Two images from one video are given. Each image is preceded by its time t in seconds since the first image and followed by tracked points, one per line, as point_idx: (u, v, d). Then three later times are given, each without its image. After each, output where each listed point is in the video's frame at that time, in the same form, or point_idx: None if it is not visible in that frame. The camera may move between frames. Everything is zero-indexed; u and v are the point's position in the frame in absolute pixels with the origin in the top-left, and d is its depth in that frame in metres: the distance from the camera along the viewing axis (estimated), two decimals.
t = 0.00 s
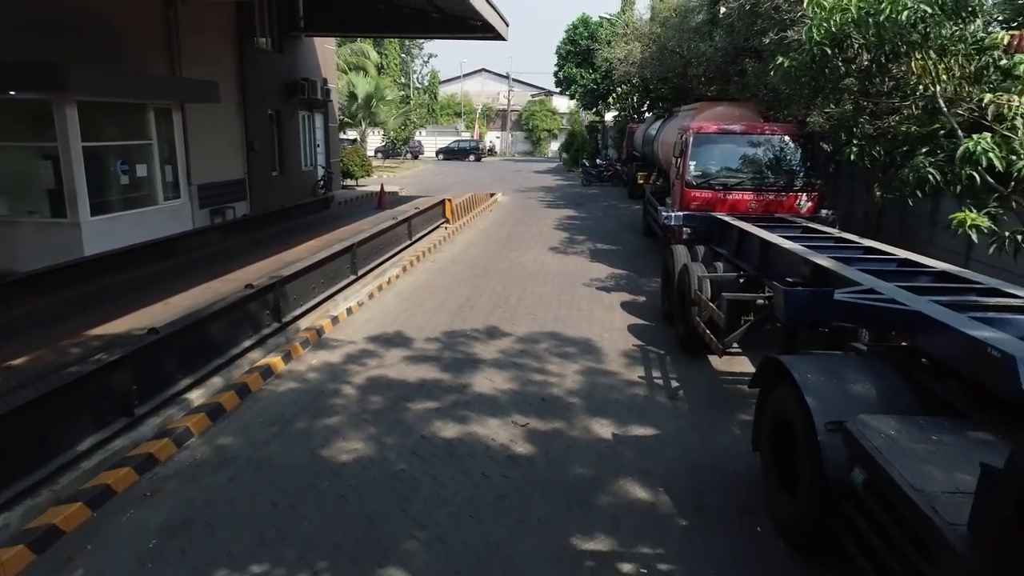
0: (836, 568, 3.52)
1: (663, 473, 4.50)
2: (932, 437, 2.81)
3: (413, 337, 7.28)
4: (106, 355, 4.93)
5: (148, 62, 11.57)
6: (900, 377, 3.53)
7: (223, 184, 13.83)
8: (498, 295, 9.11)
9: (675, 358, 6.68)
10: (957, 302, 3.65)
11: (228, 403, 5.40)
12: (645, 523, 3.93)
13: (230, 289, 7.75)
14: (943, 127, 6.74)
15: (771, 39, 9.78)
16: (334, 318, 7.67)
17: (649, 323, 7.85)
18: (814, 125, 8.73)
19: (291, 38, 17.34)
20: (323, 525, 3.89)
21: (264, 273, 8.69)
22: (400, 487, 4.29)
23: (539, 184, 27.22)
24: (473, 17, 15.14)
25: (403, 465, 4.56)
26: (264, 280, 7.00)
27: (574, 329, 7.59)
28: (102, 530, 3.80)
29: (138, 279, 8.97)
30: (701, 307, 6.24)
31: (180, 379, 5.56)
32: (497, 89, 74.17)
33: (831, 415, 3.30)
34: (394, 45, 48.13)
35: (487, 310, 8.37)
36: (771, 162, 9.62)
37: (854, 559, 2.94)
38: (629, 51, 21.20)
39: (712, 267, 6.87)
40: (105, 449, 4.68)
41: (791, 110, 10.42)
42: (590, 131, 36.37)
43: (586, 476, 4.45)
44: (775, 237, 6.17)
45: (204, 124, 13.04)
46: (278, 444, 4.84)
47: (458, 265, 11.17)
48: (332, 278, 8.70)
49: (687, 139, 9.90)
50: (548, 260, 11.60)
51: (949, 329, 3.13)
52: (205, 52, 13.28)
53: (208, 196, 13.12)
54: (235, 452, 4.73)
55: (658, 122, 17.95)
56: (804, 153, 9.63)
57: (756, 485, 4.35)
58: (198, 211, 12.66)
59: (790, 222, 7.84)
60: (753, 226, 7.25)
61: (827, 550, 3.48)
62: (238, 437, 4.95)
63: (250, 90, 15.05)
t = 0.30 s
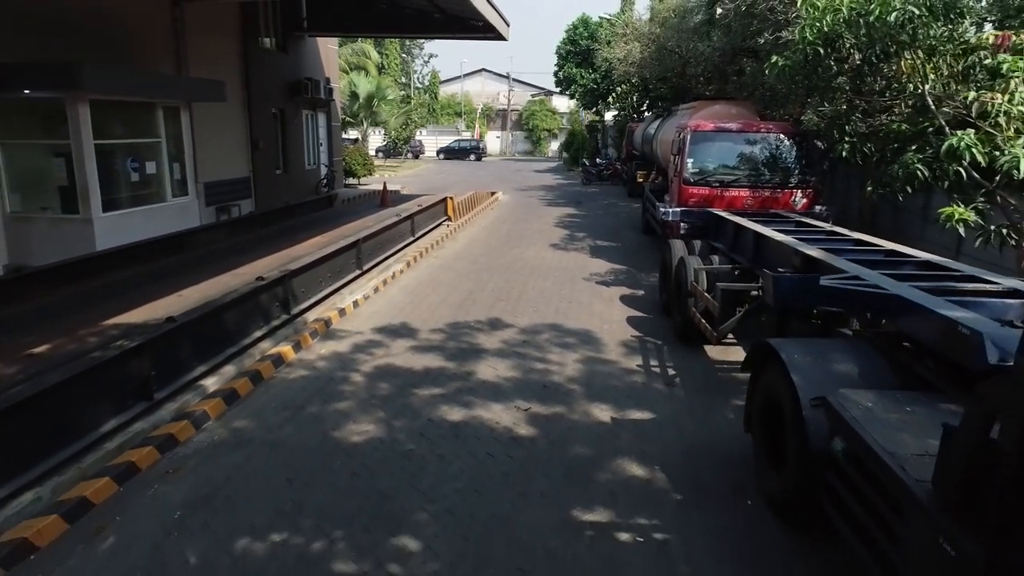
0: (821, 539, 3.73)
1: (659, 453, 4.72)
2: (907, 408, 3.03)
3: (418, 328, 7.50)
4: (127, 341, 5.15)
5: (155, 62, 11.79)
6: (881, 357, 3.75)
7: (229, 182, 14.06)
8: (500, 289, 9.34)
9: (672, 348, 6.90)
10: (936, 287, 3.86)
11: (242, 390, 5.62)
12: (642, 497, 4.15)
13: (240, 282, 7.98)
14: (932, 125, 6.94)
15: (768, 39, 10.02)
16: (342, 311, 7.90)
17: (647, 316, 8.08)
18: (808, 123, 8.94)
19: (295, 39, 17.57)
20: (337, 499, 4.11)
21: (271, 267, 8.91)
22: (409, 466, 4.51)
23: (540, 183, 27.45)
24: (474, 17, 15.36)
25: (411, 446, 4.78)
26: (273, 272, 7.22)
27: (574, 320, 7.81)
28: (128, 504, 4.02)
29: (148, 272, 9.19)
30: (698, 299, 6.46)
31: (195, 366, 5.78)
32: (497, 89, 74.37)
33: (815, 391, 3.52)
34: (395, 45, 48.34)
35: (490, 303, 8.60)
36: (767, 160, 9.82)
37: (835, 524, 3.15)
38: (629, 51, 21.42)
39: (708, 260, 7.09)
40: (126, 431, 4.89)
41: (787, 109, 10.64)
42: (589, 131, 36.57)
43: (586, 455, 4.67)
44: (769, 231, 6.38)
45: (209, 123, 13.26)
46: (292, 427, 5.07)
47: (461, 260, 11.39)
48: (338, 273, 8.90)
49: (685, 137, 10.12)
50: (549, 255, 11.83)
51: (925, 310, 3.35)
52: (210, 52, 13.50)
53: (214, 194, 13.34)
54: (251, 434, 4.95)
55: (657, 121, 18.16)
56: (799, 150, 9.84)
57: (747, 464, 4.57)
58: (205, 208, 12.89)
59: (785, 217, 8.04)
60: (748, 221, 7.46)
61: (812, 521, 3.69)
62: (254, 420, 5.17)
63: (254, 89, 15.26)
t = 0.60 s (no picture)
0: (808, 514, 3.94)
1: (655, 436, 4.94)
2: (886, 385, 3.25)
3: (423, 321, 7.72)
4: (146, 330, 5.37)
5: (164, 62, 12.00)
6: (865, 341, 3.97)
7: (235, 180, 14.28)
8: (502, 284, 9.57)
9: (669, 340, 7.12)
10: (918, 275, 4.08)
11: (255, 377, 5.85)
12: (639, 476, 4.37)
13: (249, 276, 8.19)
14: (922, 123, 7.15)
15: (764, 40, 10.24)
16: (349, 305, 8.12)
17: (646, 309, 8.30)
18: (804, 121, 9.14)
19: (299, 39, 17.79)
20: (349, 477, 4.32)
21: (279, 262, 9.13)
22: (417, 447, 4.73)
23: (540, 182, 27.68)
24: (476, 17, 15.57)
25: (419, 430, 5.00)
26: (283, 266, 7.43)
27: (575, 313, 8.04)
28: (151, 481, 4.23)
29: (158, 268, 9.40)
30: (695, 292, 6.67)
31: (210, 355, 6.00)
32: (497, 89, 74.63)
33: (802, 373, 3.74)
34: (396, 45, 48.58)
35: (492, 297, 8.82)
36: (763, 158, 10.04)
37: (819, 494, 3.35)
38: (629, 51, 21.64)
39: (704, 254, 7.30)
40: (146, 416, 5.11)
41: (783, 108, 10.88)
42: (589, 130, 36.80)
43: (586, 438, 4.90)
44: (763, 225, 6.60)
45: (216, 122, 13.48)
46: (304, 412, 5.29)
47: (463, 257, 11.62)
48: (344, 268, 9.12)
49: (683, 136, 10.33)
50: (549, 252, 12.05)
51: (904, 295, 3.58)
52: (217, 53, 13.73)
53: (220, 192, 13.56)
54: (265, 419, 5.17)
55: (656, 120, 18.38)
56: (794, 148, 10.06)
57: (739, 446, 4.79)
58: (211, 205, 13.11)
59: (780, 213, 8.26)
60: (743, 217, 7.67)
61: (799, 496, 3.89)
62: (267, 406, 5.39)
63: (259, 88, 15.49)
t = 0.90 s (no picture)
0: (797, 495, 4.14)
1: (652, 422, 5.15)
2: (868, 368, 3.47)
3: (427, 315, 7.93)
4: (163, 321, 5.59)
5: (171, 63, 12.21)
6: (851, 329, 4.18)
7: (240, 178, 14.49)
8: (504, 280, 9.78)
9: (667, 333, 7.33)
10: (903, 266, 4.29)
11: (267, 367, 6.06)
12: (637, 458, 4.59)
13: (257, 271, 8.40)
14: (912, 122, 7.38)
15: (760, 41, 10.43)
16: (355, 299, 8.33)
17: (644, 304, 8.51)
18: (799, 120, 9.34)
19: (302, 39, 17.99)
20: (361, 459, 4.53)
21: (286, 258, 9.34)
22: (425, 432, 4.94)
23: (540, 181, 27.90)
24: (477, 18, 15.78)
25: (426, 416, 5.22)
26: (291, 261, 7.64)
27: (575, 307, 8.26)
28: (173, 463, 4.45)
29: (168, 264, 9.62)
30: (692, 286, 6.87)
31: (223, 346, 6.22)
32: (497, 89, 74.89)
33: (791, 358, 3.95)
34: (397, 46, 48.91)
35: (494, 292, 9.04)
36: (759, 157, 10.26)
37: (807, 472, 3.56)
38: (628, 51, 21.86)
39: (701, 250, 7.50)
40: (164, 403, 5.32)
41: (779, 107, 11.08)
42: (589, 130, 37.03)
43: (587, 423, 5.11)
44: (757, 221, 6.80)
45: (220, 121, 13.69)
46: (315, 400, 5.50)
47: (465, 254, 11.82)
48: (349, 264, 9.33)
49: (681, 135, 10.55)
50: (550, 249, 12.27)
51: (887, 285, 3.79)
52: (222, 53, 13.93)
53: (226, 190, 13.77)
54: (278, 406, 5.39)
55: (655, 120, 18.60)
56: (790, 147, 10.27)
57: (733, 431, 5.00)
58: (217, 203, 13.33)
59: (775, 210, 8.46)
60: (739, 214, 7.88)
61: (789, 478, 4.10)
62: (280, 394, 5.61)
63: (263, 88, 15.69)
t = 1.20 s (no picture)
0: (787, 476, 4.35)
1: (650, 410, 5.36)
2: (852, 354, 3.69)
3: (431, 310, 8.14)
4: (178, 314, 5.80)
5: (178, 64, 12.42)
6: (838, 319, 4.40)
7: (245, 178, 14.70)
8: (506, 277, 10.00)
9: (665, 327, 7.54)
10: (888, 260, 4.50)
11: (278, 359, 6.28)
12: (635, 444, 4.80)
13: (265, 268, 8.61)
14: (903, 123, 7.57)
15: (756, 42, 10.63)
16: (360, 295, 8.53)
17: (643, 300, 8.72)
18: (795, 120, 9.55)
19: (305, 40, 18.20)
20: (372, 445, 4.75)
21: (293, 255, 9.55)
22: (432, 420, 5.15)
23: (541, 180, 28.10)
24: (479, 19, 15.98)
25: (433, 405, 5.43)
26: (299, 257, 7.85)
27: (576, 303, 8.47)
28: (192, 448, 4.66)
29: (177, 261, 9.83)
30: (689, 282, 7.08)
31: (235, 339, 6.43)
32: (498, 89, 75.10)
33: (781, 346, 4.17)
34: (398, 47, 49.15)
35: (496, 289, 9.24)
36: (756, 156, 10.46)
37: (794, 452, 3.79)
38: (628, 52, 22.07)
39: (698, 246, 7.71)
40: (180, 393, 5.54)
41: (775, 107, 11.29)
42: (589, 130, 37.23)
43: (587, 412, 5.32)
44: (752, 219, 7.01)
45: (226, 122, 13.89)
46: (325, 390, 5.71)
47: (467, 252, 12.04)
48: (354, 261, 9.54)
49: (679, 135, 10.77)
50: (551, 247, 12.48)
51: (871, 277, 4.00)
52: (228, 54, 14.14)
53: (231, 189, 13.98)
54: (290, 395, 5.60)
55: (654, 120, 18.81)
56: (786, 147, 10.47)
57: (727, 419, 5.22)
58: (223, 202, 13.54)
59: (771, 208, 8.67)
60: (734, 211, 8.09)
61: (779, 460, 4.32)
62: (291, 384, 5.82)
63: (268, 89, 15.90)
